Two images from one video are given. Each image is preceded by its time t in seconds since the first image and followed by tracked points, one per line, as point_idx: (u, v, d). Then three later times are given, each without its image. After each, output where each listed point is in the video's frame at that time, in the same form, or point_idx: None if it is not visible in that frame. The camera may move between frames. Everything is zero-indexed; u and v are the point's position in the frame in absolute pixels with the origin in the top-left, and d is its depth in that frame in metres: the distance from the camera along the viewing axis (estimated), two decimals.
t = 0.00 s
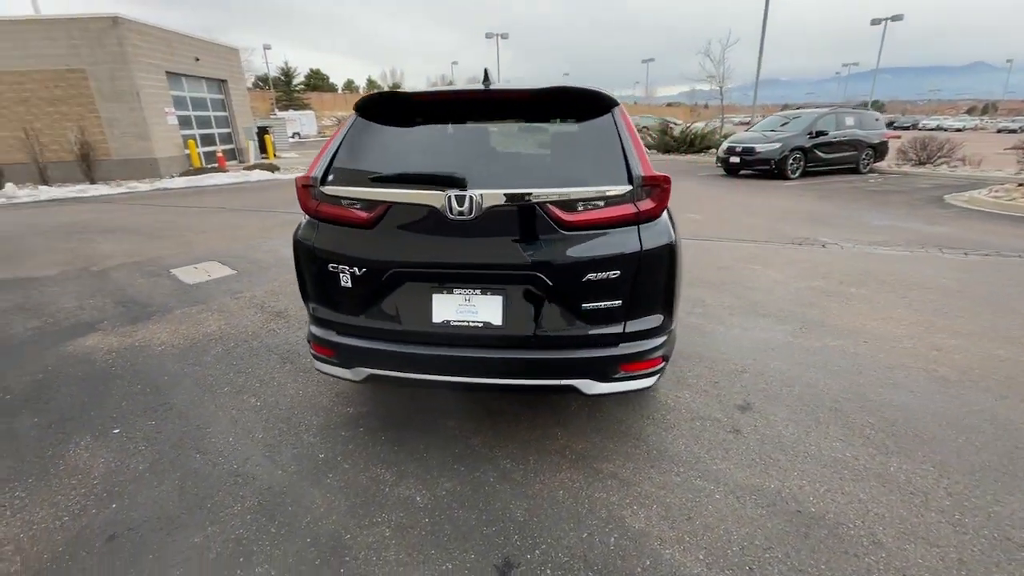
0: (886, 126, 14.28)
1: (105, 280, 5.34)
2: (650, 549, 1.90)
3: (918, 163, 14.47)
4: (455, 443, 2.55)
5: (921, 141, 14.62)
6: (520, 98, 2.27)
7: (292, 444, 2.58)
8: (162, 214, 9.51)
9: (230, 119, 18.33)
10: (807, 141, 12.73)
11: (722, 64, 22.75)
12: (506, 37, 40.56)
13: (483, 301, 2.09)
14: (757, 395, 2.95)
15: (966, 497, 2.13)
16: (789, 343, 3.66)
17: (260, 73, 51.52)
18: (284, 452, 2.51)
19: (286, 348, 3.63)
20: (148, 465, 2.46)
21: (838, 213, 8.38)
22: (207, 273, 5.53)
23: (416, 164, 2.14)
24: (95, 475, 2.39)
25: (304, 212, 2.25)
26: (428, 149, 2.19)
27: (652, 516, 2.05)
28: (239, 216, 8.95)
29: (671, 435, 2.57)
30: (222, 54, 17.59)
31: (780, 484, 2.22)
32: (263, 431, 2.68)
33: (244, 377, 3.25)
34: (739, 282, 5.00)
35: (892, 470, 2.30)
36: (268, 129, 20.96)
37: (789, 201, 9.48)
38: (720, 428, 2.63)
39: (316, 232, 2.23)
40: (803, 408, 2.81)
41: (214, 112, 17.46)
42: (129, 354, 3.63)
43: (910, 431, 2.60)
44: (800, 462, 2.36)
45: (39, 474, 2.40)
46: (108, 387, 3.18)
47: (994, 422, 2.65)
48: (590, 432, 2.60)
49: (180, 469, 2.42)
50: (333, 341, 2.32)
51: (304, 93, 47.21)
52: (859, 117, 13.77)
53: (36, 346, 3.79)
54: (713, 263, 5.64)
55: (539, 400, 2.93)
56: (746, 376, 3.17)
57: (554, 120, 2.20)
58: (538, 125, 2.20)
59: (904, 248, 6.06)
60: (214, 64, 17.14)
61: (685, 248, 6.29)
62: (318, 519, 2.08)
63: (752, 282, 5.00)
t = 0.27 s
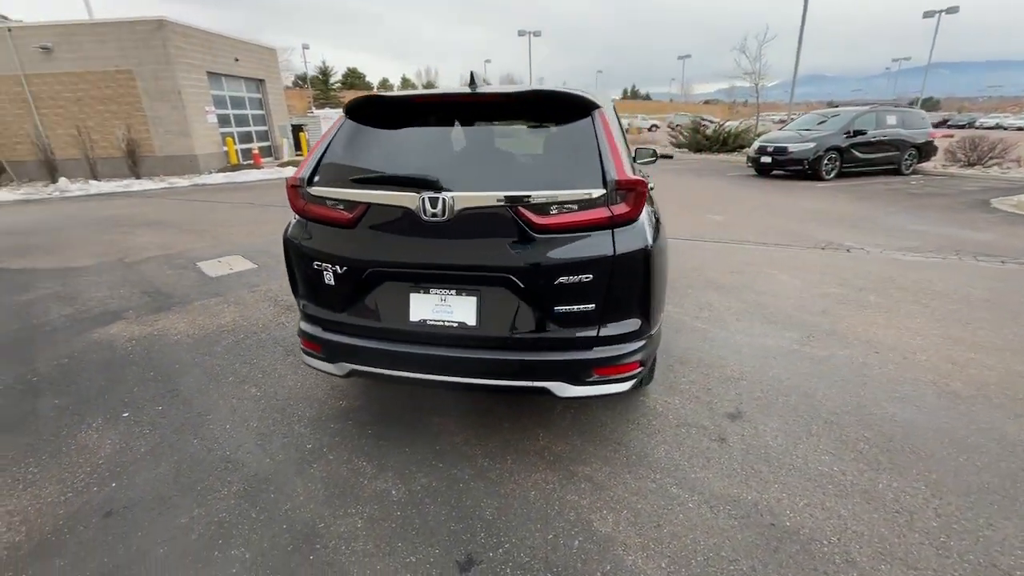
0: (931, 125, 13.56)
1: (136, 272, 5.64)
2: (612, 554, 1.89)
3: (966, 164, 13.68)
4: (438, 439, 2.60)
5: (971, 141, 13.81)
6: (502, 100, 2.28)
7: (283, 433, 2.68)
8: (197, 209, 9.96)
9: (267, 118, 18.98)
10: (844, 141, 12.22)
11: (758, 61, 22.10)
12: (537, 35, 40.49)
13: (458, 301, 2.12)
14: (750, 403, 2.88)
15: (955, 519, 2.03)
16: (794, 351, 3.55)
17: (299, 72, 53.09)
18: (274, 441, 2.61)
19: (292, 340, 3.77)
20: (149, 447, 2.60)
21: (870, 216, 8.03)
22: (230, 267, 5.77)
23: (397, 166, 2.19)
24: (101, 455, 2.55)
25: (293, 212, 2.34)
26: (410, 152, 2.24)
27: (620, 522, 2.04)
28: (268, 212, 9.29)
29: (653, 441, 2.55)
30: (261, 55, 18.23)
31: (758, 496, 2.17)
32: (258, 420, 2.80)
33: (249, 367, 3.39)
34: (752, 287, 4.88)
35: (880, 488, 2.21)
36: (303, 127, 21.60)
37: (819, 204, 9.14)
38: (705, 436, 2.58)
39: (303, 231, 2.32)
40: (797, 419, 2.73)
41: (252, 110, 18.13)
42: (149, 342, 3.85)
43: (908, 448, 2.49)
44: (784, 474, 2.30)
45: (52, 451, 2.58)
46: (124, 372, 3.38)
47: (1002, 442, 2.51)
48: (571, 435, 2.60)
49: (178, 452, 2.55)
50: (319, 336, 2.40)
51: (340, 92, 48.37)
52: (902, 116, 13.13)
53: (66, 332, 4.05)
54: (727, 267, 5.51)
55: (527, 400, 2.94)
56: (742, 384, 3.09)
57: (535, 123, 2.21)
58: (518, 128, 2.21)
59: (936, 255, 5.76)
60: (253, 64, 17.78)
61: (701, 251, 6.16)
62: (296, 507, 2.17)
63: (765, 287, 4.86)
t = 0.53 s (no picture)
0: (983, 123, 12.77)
1: (164, 261, 5.91)
2: (579, 555, 1.86)
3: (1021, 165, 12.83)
4: (423, 432, 2.61)
5: None
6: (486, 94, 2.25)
7: (276, 420, 2.76)
8: (230, 203, 10.34)
9: (301, 115, 19.53)
10: (885, 139, 11.65)
11: (798, 56, 21.31)
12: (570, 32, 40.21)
13: (436, 295, 2.13)
14: (747, 409, 2.78)
15: (951, 539, 1.92)
16: (802, 357, 3.41)
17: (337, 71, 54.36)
18: (267, 427, 2.69)
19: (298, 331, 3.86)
20: (151, 428, 2.72)
21: (907, 218, 7.63)
22: (250, 259, 5.97)
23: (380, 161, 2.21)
24: (106, 434, 2.69)
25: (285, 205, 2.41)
26: (394, 146, 2.25)
27: (592, 523, 2.01)
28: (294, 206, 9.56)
29: (639, 443, 2.49)
30: (297, 54, 18.76)
31: (740, 504, 2.10)
32: (254, 406, 2.89)
33: (254, 355, 3.50)
34: (767, 289, 4.71)
35: (874, 503, 2.10)
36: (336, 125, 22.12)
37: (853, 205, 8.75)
38: (694, 440, 2.51)
39: (293, 223, 2.38)
40: (794, 427, 2.62)
41: (287, 108, 18.69)
42: (165, 328, 4.02)
43: (911, 462, 2.35)
44: (771, 483, 2.21)
45: (63, 429, 2.74)
46: (139, 356, 3.55)
47: (1017, 460, 2.35)
48: (556, 433, 2.57)
49: (176, 434, 2.66)
50: (308, 326, 2.46)
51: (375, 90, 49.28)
52: (950, 113, 12.42)
53: (93, 316, 4.28)
54: (745, 268, 5.34)
55: (517, 397, 2.93)
56: (741, 389, 2.99)
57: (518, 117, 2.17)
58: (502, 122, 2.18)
59: (973, 260, 5.43)
60: (289, 63, 18.31)
61: (719, 252, 5.99)
62: (278, 492, 2.23)
63: (782, 290, 4.69)
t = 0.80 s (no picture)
0: None
1: (189, 254, 6.13)
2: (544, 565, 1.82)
3: None
4: (408, 431, 2.61)
5: None
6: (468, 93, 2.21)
7: (268, 413, 2.81)
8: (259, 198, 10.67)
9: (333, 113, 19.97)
10: (929, 138, 11.03)
11: (840, 51, 20.43)
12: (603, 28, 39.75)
13: (414, 295, 2.12)
14: (743, 421, 2.67)
15: (946, 572, 1.78)
16: (811, 368, 3.24)
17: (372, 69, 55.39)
18: (258, 420, 2.74)
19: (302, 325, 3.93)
20: (150, 417, 2.82)
21: (947, 223, 7.19)
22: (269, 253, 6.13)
23: (362, 160, 2.21)
24: (109, 420, 2.80)
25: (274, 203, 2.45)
26: (376, 144, 2.24)
27: (562, 533, 1.96)
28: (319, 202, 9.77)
29: (623, 452, 2.42)
30: (330, 53, 19.18)
31: (720, 521, 2.01)
32: (249, 398, 2.95)
33: (257, 348, 3.58)
34: (783, 295, 4.52)
35: (866, 528, 1.97)
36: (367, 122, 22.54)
37: (890, 208, 8.31)
38: (681, 452, 2.42)
39: (281, 221, 2.42)
40: (791, 443, 2.49)
41: (319, 106, 19.14)
42: (179, 319, 4.16)
43: (914, 486, 2.20)
44: (757, 501, 2.11)
45: (71, 414, 2.87)
46: (151, 346, 3.69)
47: None
48: (540, 438, 2.53)
49: (172, 423, 2.75)
50: (295, 322, 2.49)
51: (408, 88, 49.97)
52: (1003, 111, 11.65)
53: (115, 306, 4.48)
54: (763, 272, 5.14)
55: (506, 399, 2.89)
56: (740, 400, 2.87)
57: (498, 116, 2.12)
58: (483, 120, 2.14)
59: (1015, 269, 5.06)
60: (322, 61, 18.75)
61: (738, 255, 5.79)
62: (258, 484, 2.27)
63: (799, 296, 4.48)
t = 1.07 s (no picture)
0: None
1: (214, 248, 6.38)
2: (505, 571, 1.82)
3: None
4: (393, 430, 2.65)
5: None
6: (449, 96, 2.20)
7: (263, 406, 2.90)
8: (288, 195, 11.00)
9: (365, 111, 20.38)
10: (978, 138, 10.40)
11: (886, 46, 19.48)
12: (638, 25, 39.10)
13: (392, 297, 2.14)
14: (733, 433, 2.59)
15: None
16: (816, 380, 3.11)
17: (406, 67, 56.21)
18: (252, 412, 2.83)
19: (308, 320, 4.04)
20: (155, 405, 2.95)
21: (990, 229, 6.77)
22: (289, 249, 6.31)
23: (344, 160, 2.23)
24: (117, 407, 2.94)
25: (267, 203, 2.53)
26: (359, 145, 2.26)
27: (528, 539, 1.95)
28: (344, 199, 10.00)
29: (604, 460, 2.38)
30: (363, 52, 19.57)
31: (692, 537, 1.95)
32: (248, 390, 3.05)
33: (263, 342, 3.70)
34: (798, 302, 4.35)
35: (848, 552, 1.88)
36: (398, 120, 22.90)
37: (929, 212, 7.88)
38: (664, 462, 2.37)
39: (273, 222, 2.49)
40: (781, 458, 2.40)
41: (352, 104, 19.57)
42: (196, 311, 4.34)
43: (907, 510, 2.08)
44: (735, 517, 2.04)
45: (85, 399, 3.03)
46: (166, 337, 3.86)
47: None
48: (521, 442, 2.52)
49: (174, 412, 2.87)
50: (284, 319, 2.56)
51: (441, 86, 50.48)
52: None
53: (139, 298, 4.71)
54: (780, 278, 4.96)
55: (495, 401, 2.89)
56: (734, 411, 2.78)
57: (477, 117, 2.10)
58: (461, 122, 2.12)
59: None
60: (355, 61, 19.15)
61: (756, 259, 5.61)
62: (244, 475, 2.34)
63: (815, 304, 4.31)
